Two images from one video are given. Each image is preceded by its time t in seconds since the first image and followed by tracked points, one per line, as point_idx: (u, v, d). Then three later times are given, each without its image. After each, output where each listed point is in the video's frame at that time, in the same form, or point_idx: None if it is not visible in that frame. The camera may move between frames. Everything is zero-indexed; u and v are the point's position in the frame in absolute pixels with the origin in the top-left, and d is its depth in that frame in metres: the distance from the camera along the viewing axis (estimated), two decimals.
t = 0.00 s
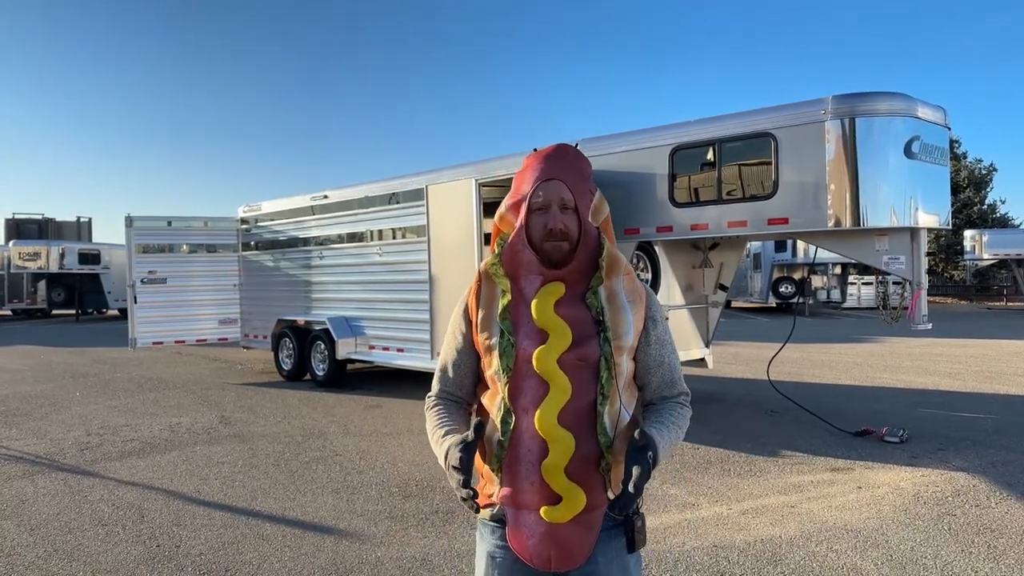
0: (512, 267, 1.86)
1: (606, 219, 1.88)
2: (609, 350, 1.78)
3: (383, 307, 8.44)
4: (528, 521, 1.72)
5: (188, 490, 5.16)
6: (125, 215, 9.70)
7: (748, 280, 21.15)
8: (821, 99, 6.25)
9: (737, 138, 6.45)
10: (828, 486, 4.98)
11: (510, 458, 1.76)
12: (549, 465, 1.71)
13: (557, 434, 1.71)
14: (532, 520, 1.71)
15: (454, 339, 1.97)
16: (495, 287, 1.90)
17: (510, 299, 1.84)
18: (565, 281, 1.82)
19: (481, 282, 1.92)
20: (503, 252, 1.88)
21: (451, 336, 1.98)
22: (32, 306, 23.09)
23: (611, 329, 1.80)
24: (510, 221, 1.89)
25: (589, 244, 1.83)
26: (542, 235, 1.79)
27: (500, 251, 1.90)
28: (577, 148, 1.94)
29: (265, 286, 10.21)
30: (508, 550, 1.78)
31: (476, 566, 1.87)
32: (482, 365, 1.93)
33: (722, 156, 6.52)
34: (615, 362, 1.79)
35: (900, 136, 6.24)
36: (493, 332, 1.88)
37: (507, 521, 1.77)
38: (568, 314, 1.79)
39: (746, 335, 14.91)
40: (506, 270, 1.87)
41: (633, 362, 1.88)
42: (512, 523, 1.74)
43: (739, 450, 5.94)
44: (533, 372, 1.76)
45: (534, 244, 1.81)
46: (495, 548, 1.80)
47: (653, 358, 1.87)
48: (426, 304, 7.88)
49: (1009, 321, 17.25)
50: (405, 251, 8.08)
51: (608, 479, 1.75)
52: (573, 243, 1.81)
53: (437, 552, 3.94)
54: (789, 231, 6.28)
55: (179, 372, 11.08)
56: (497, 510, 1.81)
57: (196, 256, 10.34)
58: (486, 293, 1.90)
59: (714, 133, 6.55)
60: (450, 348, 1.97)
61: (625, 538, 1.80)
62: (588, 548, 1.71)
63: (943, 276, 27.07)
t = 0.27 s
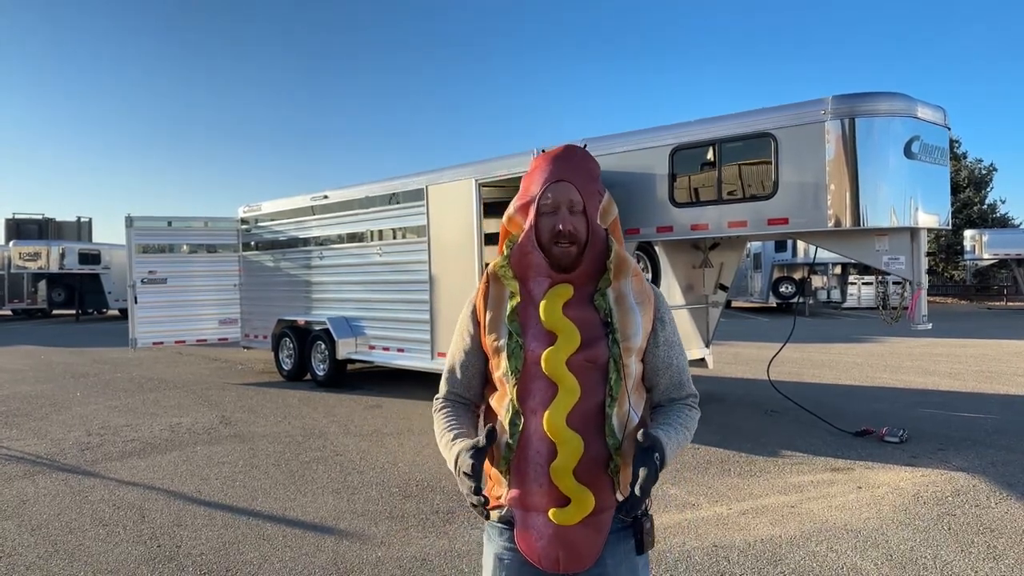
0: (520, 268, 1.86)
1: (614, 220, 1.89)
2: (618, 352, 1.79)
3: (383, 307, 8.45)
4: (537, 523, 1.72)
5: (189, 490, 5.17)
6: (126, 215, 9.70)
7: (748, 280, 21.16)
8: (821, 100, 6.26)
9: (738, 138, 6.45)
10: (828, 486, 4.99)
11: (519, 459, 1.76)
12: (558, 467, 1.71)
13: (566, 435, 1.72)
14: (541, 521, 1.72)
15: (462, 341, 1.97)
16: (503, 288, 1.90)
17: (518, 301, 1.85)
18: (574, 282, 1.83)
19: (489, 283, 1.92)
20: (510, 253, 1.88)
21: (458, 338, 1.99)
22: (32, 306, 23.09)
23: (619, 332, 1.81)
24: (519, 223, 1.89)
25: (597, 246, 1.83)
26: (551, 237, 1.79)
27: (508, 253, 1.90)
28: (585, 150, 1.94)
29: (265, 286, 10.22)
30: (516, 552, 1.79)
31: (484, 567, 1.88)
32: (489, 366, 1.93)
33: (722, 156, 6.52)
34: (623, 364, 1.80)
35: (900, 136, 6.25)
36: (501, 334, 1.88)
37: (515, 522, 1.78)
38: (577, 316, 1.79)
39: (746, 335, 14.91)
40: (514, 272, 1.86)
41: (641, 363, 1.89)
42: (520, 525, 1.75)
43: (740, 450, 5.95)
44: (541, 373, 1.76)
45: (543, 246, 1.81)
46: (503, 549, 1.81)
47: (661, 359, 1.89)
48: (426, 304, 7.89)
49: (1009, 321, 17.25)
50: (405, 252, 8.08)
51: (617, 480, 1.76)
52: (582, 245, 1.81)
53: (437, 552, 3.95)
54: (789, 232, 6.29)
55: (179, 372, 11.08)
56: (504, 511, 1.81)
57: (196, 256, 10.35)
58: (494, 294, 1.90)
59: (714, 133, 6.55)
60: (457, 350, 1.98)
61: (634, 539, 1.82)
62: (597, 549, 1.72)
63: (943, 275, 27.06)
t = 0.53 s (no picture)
0: (530, 272, 1.86)
1: (624, 223, 1.90)
2: (631, 354, 1.78)
3: (383, 307, 8.45)
4: (549, 526, 1.72)
5: (190, 490, 5.17)
6: (126, 215, 9.71)
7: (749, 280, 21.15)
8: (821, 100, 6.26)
9: (738, 138, 6.45)
10: (829, 486, 4.99)
11: (530, 462, 1.76)
12: (570, 470, 1.71)
13: (578, 439, 1.71)
14: (552, 524, 1.72)
15: (472, 344, 1.98)
16: (514, 291, 1.91)
17: (529, 305, 1.85)
18: (585, 285, 1.83)
19: (500, 286, 1.93)
20: (521, 257, 1.89)
21: (469, 341, 1.99)
22: (34, 306, 23.11)
23: (631, 333, 1.81)
24: (528, 227, 1.90)
25: (608, 249, 1.84)
26: (562, 241, 1.80)
27: (519, 256, 1.91)
28: (594, 153, 1.95)
29: (266, 286, 10.23)
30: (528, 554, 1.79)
31: (495, 568, 1.89)
32: (500, 369, 1.94)
33: (723, 157, 6.51)
34: (635, 366, 1.80)
35: (901, 136, 6.25)
36: (512, 337, 1.88)
37: (527, 524, 1.78)
38: (588, 318, 1.79)
39: (746, 335, 14.90)
40: (525, 275, 1.87)
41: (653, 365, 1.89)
42: (532, 528, 1.75)
43: (740, 450, 5.95)
44: (553, 376, 1.76)
45: (554, 250, 1.82)
46: (515, 552, 1.82)
47: (673, 360, 1.88)
48: (427, 304, 7.89)
49: (1010, 321, 17.23)
50: (406, 252, 8.09)
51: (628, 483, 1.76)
52: (592, 248, 1.82)
53: (438, 552, 3.95)
54: (789, 232, 6.29)
55: (179, 372, 11.09)
56: (515, 514, 1.81)
57: (197, 256, 10.36)
58: (505, 297, 1.91)
59: (715, 133, 6.55)
60: (468, 353, 1.98)
61: (646, 542, 1.83)
62: (609, 551, 1.72)
63: (944, 276, 27.03)
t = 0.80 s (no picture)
0: (543, 272, 1.86)
1: (636, 222, 1.90)
2: (644, 354, 1.78)
3: (384, 308, 8.46)
4: (561, 526, 1.73)
5: (191, 490, 5.18)
6: (127, 215, 9.72)
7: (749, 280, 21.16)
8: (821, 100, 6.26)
9: (738, 138, 6.45)
10: (829, 486, 4.99)
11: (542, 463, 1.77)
12: (583, 472, 1.70)
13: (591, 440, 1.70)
14: (564, 525, 1.73)
15: (484, 344, 1.99)
16: (526, 292, 1.91)
17: (542, 305, 1.85)
18: (596, 286, 1.84)
19: (512, 287, 1.93)
20: (534, 258, 1.88)
21: (481, 340, 2.01)
22: (35, 306, 23.13)
23: (644, 333, 1.81)
24: (540, 228, 1.90)
25: (620, 249, 1.84)
26: (575, 242, 1.80)
27: (531, 257, 1.91)
28: (604, 152, 1.95)
29: (266, 286, 10.24)
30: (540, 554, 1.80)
31: (505, 567, 1.90)
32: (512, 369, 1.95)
33: (723, 157, 6.51)
34: (649, 366, 1.80)
35: (901, 136, 6.25)
36: (524, 337, 1.89)
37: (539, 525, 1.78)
38: (601, 319, 1.80)
39: (747, 335, 14.90)
40: (537, 276, 1.87)
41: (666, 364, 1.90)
42: (544, 529, 1.75)
43: (741, 450, 5.95)
44: (566, 377, 1.76)
45: (567, 251, 1.82)
46: (526, 552, 1.82)
47: (687, 360, 1.89)
48: (427, 304, 7.90)
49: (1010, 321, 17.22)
50: (407, 252, 8.09)
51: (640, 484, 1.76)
52: (605, 249, 1.82)
53: (438, 552, 3.96)
54: (789, 232, 6.30)
55: (180, 372, 11.10)
56: (527, 514, 1.82)
57: (197, 256, 10.37)
58: (517, 298, 1.91)
59: (715, 134, 6.55)
60: (479, 354, 1.99)
61: (658, 543, 1.83)
62: (621, 552, 1.72)
63: (944, 275, 26.99)
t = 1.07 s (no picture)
0: (556, 273, 1.87)
1: (650, 224, 1.89)
2: (655, 354, 1.77)
3: (383, 307, 8.46)
4: (568, 524, 1.72)
5: (190, 490, 5.18)
6: (127, 215, 9.72)
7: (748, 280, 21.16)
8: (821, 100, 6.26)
9: (738, 138, 6.44)
10: (829, 486, 4.99)
11: (552, 459, 1.78)
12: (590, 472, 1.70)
13: (599, 440, 1.70)
14: (573, 522, 1.72)
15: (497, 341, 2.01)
16: (539, 291, 1.92)
17: (554, 304, 1.87)
18: (608, 287, 1.84)
19: (524, 285, 1.95)
20: (546, 258, 1.89)
21: (493, 336, 2.03)
22: (34, 306, 23.06)
23: (656, 334, 1.79)
24: (553, 229, 1.91)
25: (632, 251, 1.84)
26: (586, 245, 1.80)
27: (544, 258, 1.91)
28: (619, 153, 1.93)
29: (266, 286, 10.23)
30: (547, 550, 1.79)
31: (512, 564, 1.89)
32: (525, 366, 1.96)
33: (723, 157, 6.50)
34: (660, 366, 1.78)
35: (901, 136, 6.25)
36: (536, 335, 1.90)
37: (548, 522, 1.78)
38: (612, 319, 1.79)
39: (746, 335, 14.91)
40: (550, 276, 1.88)
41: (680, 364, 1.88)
42: (552, 527, 1.75)
43: (740, 450, 5.95)
44: (576, 376, 1.76)
45: (578, 253, 1.82)
46: (534, 548, 1.81)
47: (701, 361, 1.87)
48: (427, 304, 7.89)
49: (1010, 321, 17.21)
50: (406, 251, 8.09)
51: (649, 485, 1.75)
52: (616, 252, 1.81)
53: (438, 552, 3.96)
54: (789, 232, 6.30)
55: (179, 372, 11.10)
56: (536, 511, 1.82)
57: (197, 256, 10.36)
58: (529, 297, 1.92)
59: (715, 134, 6.54)
60: (491, 352, 2.01)
61: (665, 546, 1.81)
62: (629, 553, 1.70)
63: (944, 275, 27.00)
